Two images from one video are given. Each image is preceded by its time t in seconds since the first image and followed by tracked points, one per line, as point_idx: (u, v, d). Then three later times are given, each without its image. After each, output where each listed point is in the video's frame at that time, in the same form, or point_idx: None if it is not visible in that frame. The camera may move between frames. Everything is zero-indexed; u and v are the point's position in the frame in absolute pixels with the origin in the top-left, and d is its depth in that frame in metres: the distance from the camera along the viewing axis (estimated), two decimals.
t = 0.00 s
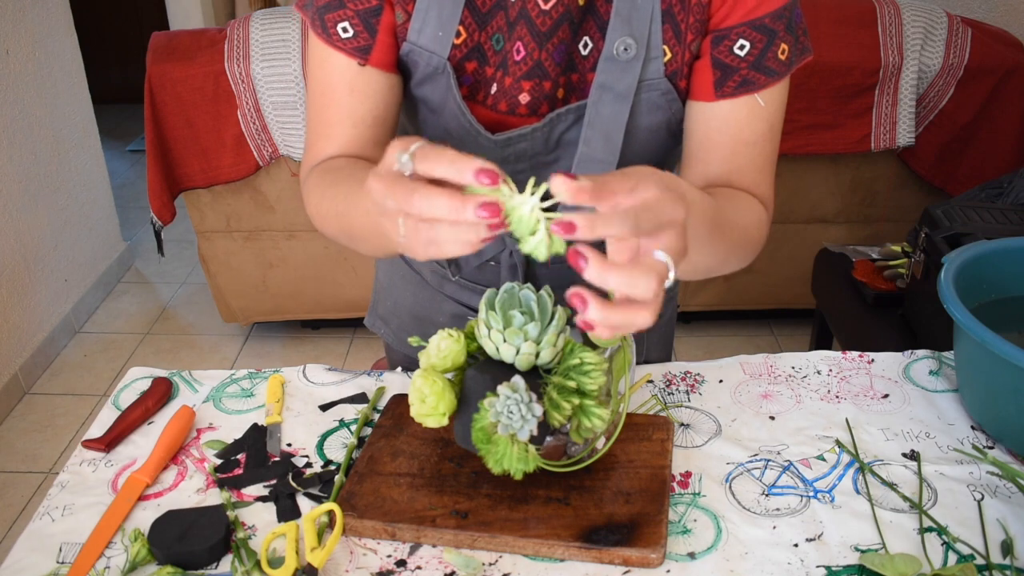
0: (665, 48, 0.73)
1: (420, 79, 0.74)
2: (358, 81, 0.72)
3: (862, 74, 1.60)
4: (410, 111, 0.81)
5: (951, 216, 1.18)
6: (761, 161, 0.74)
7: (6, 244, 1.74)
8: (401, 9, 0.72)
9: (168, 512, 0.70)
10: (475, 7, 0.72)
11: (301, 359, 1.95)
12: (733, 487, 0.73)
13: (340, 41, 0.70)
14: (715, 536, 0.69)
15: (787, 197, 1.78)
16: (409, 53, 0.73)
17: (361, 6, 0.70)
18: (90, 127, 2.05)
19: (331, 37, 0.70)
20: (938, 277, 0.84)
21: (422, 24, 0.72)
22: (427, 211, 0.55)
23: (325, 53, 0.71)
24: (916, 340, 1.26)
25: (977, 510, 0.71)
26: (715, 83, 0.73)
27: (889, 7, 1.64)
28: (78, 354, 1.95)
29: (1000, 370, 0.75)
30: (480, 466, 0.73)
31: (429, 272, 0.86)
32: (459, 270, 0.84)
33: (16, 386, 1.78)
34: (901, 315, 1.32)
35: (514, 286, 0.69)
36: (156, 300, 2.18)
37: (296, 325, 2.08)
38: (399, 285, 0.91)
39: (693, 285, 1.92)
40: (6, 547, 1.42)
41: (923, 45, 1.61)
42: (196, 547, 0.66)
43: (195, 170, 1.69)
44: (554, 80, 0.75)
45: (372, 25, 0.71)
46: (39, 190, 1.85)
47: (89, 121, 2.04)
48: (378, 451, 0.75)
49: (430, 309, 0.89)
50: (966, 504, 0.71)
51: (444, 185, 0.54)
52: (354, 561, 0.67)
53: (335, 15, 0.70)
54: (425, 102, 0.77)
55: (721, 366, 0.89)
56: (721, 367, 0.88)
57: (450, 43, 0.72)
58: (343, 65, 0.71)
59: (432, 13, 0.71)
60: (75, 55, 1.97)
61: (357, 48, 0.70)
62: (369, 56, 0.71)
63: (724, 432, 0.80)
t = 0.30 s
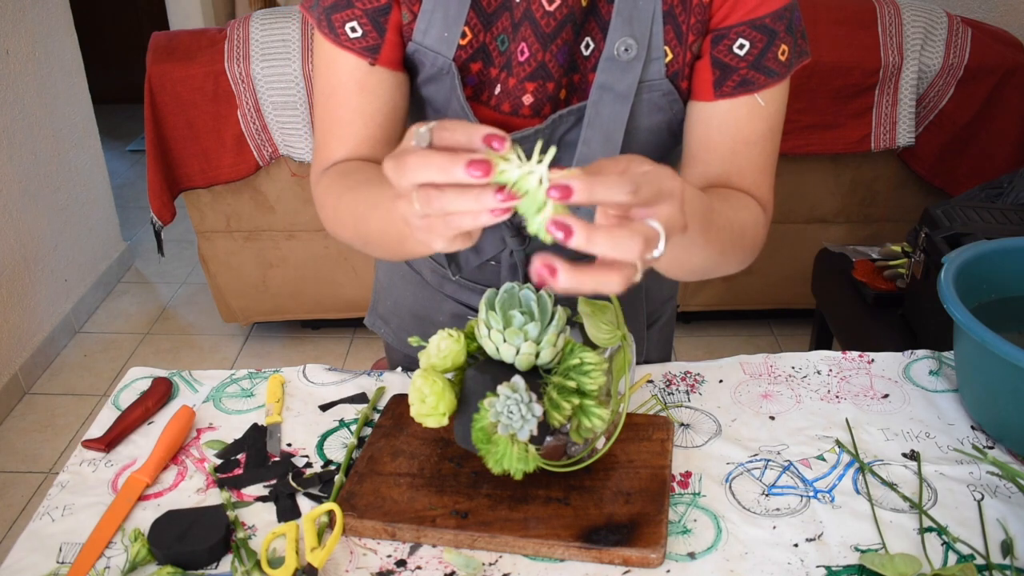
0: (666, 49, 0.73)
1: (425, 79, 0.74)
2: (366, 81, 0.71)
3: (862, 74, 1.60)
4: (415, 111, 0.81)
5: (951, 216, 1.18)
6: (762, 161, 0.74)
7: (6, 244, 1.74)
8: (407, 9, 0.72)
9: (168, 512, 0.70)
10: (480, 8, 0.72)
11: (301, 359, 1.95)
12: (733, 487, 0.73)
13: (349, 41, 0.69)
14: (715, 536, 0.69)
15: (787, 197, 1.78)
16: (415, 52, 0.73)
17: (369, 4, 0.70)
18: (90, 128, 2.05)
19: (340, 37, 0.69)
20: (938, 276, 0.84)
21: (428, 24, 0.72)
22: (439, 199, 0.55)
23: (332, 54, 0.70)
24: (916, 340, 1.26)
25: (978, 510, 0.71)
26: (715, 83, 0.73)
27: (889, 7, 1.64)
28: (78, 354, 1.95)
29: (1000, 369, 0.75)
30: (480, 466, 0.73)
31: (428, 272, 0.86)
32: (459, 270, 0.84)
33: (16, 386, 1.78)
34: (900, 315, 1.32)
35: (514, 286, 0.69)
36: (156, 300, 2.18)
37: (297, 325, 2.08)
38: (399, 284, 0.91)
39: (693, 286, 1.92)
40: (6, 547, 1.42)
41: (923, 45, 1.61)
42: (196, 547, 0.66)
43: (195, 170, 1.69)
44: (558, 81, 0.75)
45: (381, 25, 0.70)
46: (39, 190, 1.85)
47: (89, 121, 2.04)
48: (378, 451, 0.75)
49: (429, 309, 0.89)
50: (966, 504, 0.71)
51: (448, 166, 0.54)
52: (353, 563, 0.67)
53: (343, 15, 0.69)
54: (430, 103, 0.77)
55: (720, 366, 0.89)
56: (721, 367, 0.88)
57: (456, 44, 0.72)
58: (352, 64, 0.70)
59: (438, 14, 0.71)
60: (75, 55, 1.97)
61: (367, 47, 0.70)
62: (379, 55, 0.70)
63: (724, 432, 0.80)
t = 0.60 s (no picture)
0: (667, 57, 0.73)
1: (428, 83, 0.74)
2: (368, 79, 0.71)
3: (862, 74, 1.60)
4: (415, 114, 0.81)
5: (951, 216, 1.18)
6: (762, 162, 0.74)
7: (6, 244, 1.74)
8: (410, 15, 0.72)
9: (168, 512, 0.70)
10: (484, 13, 0.72)
11: (301, 359, 1.95)
12: (733, 487, 0.73)
13: (351, 42, 0.69)
14: (715, 536, 0.69)
15: (787, 197, 1.78)
16: (416, 57, 0.73)
17: (372, 5, 0.69)
18: (90, 127, 2.05)
19: (341, 37, 0.69)
20: (938, 276, 0.84)
21: (431, 30, 0.72)
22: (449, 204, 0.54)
23: (333, 53, 0.70)
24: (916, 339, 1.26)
25: (978, 510, 0.71)
26: (715, 90, 0.73)
27: (889, 7, 1.64)
28: (78, 354, 1.95)
29: (1000, 369, 0.75)
30: (480, 466, 0.73)
31: (430, 273, 0.86)
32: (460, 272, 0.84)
33: (16, 386, 1.78)
34: (900, 315, 1.32)
35: (514, 286, 0.69)
36: (156, 300, 2.18)
37: (296, 325, 2.08)
38: (400, 285, 0.91)
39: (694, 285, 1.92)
40: (6, 547, 1.42)
41: (923, 45, 1.61)
42: (196, 547, 0.66)
43: (195, 170, 1.69)
44: (559, 89, 0.74)
45: (384, 26, 0.70)
46: (40, 190, 1.85)
47: (89, 121, 2.04)
48: (378, 451, 0.75)
49: (431, 310, 0.89)
50: (966, 504, 0.71)
51: (458, 170, 0.54)
52: (354, 564, 0.67)
53: (345, 15, 0.69)
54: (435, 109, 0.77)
55: (721, 366, 0.89)
56: (721, 367, 0.88)
57: (458, 50, 0.72)
58: (353, 65, 0.70)
59: (441, 21, 0.71)
60: (75, 55, 1.97)
61: (368, 48, 0.69)
62: (381, 57, 0.70)
63: (724, 432, 0.80)
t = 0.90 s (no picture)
0: (683, 87, 0.75)
1: (425, 105, 0.74)
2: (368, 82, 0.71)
3: (862, 74, 1.60)
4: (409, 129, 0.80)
5: (952, 216, 1.18)
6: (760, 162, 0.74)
7: (6, 244, 1.74)
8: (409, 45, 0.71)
9: (167, 512, 0.70)
10: (485, 37, 0.72)
11: (301, 359, 1.95)
12: (733, 487, 0.73)
13: (340, 69, 0.69)
14: (715, 536, 0.69)
15: (787, 197, 1.78)
16: (415, 79, 0.72)
17: (364, 35, 0.70)
18: (90, 128, 2.05)
19: (331, 64, 0.69)
20: (938, 277, 0.84)
21: (430, 52, 0.71)
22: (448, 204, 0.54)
23: (325, 80, 0.70)
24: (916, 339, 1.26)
25: (977, 510, 0.71)
26: (736, 122, 0.77)
27: (889, 7, 1.64)
28: (78, 354, 1.95)
29: (1000, 370, 0.75)
30: (479, 466, 0.73)
31: (432, 274, 0.86)
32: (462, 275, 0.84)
33: (16, 386, 1.78)
34: (901, 315, 1.32)
35: (514, 286, 0.69)
36: (156, 301, 2.18)
37: (296, 325, 2.08)
38: (403, 285, 0.91)
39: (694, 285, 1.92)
40: (6, 547, 1.42)
41: (923, 45, 1.61)
42: (196, 547, 0.66)
43: (195, 170, 1.69)
44: (570, 116, 0.75)
45: (375, 56, 0.70)
46: (39, 190, 1.85)
47: (90, 121, 2.04)
48: (378, 451, 0.75)
49: (434, 311, 0.89)
50: (966, 504, 0.71)
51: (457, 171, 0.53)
52: (354, 564, 0.67)
53: (336, 42, 0.69)
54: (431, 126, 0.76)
55: (721, 366, 0.89)
56: (722, 367, 0.88)
57: (457, 73, 0.72)
58: (341, 91, 0.70)
59: (441, 44, 0.71)
60: (75, 55, 1.97)
61: (356, 76, 0.70)
62: (369, 86, 0.70)
63: (724, 432, 0.80)
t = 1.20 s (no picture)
0: (673, 77, 0.75)
1: (417, 101, 0.74)
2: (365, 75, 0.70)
3: (862, 74, 1.60)
4: (399, 125, 0.80)
5: (951, 216, 1.18)
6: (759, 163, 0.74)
7: (6, 243, 1.74)
8: (400, 40, 0.71)
9: (167, 512, 0.70)
10: (474, 31, 0.71)
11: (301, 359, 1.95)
12: (733, 487, 0.73)
13: (330, 65, 0.69)
14: (715, 536, 0.69)
15: (787, 197, 1.78)
16: (405, 76, 0.72)
17: (354, 32, 0.69)
18: (90, 128, 2.05)
19: (321, 61, 0.69)
20: (938, 277, 0.84)
21: (421, 48, 0.71)
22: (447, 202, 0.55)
23: (314, 78, 0.70)
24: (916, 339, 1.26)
25: (977, 510, 0.71)
26: (727, 111, 0.78)
27: (889, 7, 1.64)
28: (78, 354, 1.95)
29: (999, 370, 0.75)
30: (479, 466, 0.73)
31: (427, 272, 0.86)
32: (458, 270, 0.84)
33: (16, 386, 1.78)
34: (900, 315, 1.32)
35: (514, 286, 0.69)
36: (156, 301, 2.18)
37: (296, 325, 2.08)
38: (397, 285, 0.91)
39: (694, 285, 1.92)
40: (6, 547, 1.42)
41: (923, 45, 1.61)
42: (196, 547, 0.66)
43: (195, 170, 1.69)
44: (560, 109, 0.75)
45: (365, 53, 0.70)
46: (39, 190, 1.85)
47: (90, 122, 2.04)
48: (378, 451, 0.75)
49: (429, 309, 0.89)
50: (966, 504, 0.71)
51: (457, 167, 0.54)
52: (354, 565, 0.67)
53: (325, 38, 0.68)
54: (422, 124, 0.76)
55: (721, 366, 0.89)
56: (721, 367, 0.88)
57: (447, 68, 0.71)
58: (331, 87, 0.70)
59: (430, 40, 0.70)
60: (75, 55, 1.97)
61: (347, 73, 0.69)
62: (359, 82, 0.70)
63: (724, 432, 0.80)
